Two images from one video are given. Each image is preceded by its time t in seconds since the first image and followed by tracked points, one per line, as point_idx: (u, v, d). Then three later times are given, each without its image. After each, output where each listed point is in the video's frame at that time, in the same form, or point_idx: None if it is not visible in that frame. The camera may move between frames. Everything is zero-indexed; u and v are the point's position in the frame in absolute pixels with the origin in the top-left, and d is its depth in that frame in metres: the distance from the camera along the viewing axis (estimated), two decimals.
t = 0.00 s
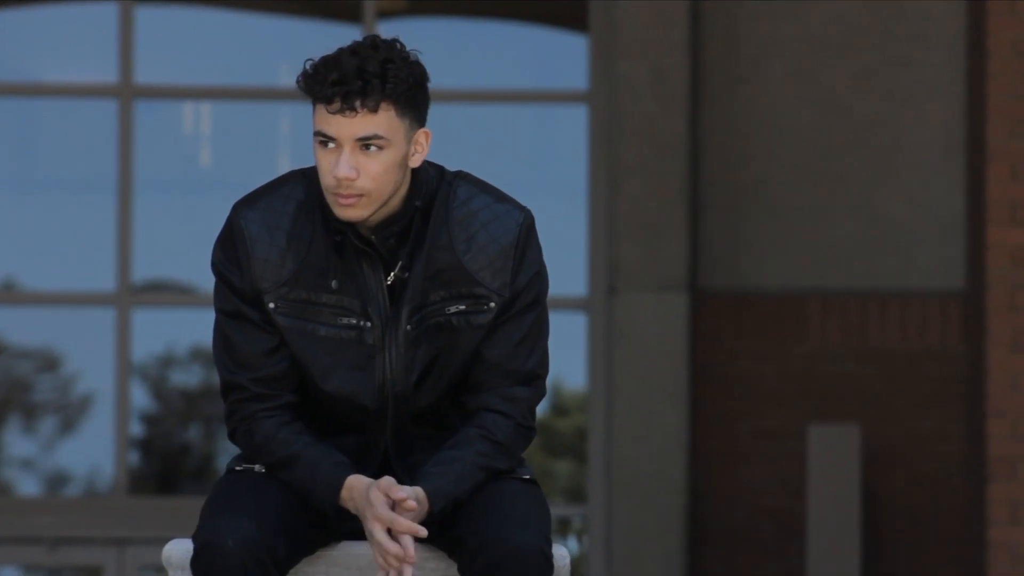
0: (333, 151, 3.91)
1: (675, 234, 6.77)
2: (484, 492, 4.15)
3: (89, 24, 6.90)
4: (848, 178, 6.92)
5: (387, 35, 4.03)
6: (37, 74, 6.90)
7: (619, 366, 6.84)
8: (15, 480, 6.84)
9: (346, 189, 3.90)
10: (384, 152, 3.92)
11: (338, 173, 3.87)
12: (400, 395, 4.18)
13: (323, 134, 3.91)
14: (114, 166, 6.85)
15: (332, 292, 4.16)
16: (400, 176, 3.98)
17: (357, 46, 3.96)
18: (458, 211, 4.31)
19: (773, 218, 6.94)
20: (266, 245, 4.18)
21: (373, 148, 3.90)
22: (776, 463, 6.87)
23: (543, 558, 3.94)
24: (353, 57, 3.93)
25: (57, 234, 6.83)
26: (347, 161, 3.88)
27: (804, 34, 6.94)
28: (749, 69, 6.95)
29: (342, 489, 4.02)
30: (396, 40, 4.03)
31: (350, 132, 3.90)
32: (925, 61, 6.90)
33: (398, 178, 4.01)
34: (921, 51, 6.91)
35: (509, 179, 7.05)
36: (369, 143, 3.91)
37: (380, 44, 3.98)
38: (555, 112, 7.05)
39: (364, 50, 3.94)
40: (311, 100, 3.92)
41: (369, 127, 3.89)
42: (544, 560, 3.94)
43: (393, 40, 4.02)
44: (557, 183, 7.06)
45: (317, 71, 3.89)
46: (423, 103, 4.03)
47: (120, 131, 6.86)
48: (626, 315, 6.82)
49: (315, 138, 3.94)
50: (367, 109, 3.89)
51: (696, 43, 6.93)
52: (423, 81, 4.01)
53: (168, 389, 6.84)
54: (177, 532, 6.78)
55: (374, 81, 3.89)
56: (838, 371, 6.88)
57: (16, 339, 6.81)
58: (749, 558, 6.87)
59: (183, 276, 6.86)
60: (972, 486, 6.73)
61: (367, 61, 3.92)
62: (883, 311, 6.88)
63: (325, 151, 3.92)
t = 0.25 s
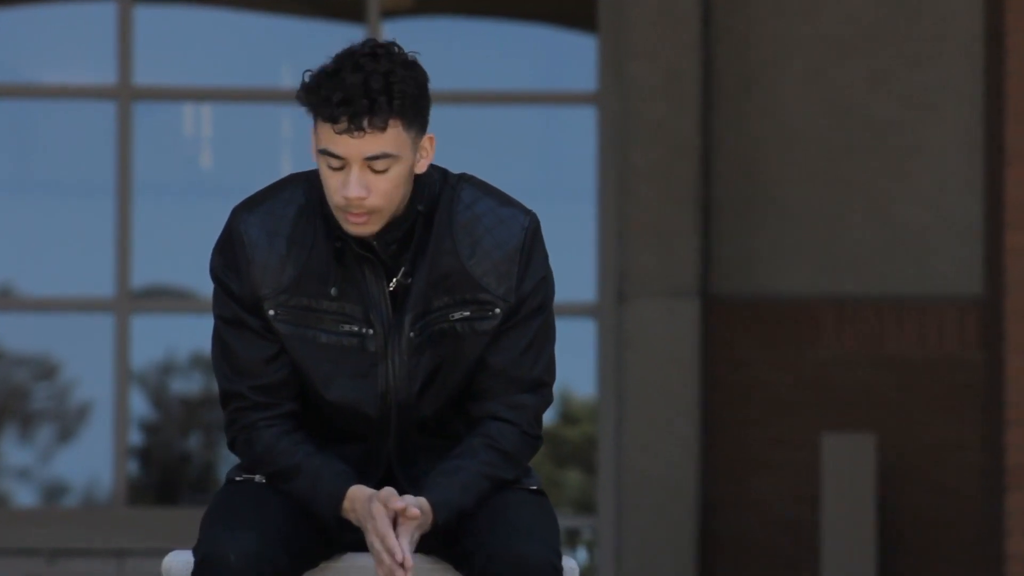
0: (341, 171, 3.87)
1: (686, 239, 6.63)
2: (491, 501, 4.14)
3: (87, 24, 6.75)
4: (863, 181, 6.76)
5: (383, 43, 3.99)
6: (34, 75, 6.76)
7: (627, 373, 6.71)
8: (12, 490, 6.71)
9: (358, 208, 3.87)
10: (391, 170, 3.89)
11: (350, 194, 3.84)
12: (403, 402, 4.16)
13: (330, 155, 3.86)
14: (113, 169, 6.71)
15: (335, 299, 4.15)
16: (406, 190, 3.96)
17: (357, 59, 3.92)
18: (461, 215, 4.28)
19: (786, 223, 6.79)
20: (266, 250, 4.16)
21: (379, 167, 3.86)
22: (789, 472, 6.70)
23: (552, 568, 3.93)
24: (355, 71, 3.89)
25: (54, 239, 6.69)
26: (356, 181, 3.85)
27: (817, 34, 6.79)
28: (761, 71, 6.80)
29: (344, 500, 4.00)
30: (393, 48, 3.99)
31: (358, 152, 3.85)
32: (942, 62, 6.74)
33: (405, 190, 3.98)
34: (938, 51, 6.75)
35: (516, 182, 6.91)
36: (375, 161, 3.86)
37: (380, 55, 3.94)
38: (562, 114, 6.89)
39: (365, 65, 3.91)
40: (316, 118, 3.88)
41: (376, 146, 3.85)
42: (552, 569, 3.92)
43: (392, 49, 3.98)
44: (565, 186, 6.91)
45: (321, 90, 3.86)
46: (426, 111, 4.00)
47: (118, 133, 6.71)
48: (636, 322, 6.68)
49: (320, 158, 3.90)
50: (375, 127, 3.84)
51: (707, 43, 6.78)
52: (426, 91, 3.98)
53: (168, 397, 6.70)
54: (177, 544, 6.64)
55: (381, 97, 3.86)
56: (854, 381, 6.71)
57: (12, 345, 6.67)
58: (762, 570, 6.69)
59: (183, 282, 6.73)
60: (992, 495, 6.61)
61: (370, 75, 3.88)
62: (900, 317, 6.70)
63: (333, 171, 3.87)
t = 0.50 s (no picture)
0: (360, 218, 3.69)
1: (698, 244, 6.47)
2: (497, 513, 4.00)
3: (85, 24, 6.60)
4: (880, 185, 6.60)
5: (382, 77, 3.72)
6: (31, 77, 6.61)
7: (638, 381, 6.54)
8: (9, 500, 6.57)
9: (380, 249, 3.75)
10: (410, 207, 3.72)
11: (371, 241, 3.71)
12: (406, 411, 4.01)
13: (346, 206, 3.68)
14: (111, 173, 6.56)
15: (336, 305, 4.00)
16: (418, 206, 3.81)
17: (362, 108, 3.66)
18: (465, 218, 4.10)
19: (800, 227, 6.63)
20: (265, 255, 4.01)
21: (398, 211, 3.69)
22: (805, 483, 6.56)
23: None
24: (364, 124, 3.64)
25: (52, 244, 6.55)
26: (377, 227, 3.70)
27: (832, 34, 6.63)
28: (774, 71, 6.63)
29: (341, 514, 3.84)
30: (393, 78, 3.73)
31: (376, 203, 3.66)
32: (960, 63, 6.59)
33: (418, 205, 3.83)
34: (956, 52, 6.60)
35: (524, 186, 6.75)
36: (394, 206, 3.69)
37: (384, 98, 3.68)
38: (571, 116, 6.74)
39: (373, 116, 3.65)
40: (329, 177, 3.65)
41: (395, 197, 3.66)
42: None
43: (393, 85, 3.72)
44: (574, 189, 6.75)
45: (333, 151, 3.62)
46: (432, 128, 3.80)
47: (117, 135, 6.56)
48: (645, 330, 6.50)
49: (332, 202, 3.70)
50: (393, 183, 3.64)
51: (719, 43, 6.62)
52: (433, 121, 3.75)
53: (168, 406, 6.56)
54: (177, 555, 6.49)
55: (395, 153, 3.63)
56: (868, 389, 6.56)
57: (9, 353, 6.53)
58: None
59: (183, 287, 6.59)
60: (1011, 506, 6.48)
61: (381, 131, 3.63)
62: (917, 325, 6.56)
63: (349, 216, 3.70)
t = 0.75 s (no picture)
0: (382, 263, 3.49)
1: (711, 250, 6.32)
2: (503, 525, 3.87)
3: (84, 24, 6.45)
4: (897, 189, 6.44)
5: (402, 126, 3.48)
6: (28, 77, 6.47)
7: (650, 390, 6.37)
8: (5, 511, 6.42)
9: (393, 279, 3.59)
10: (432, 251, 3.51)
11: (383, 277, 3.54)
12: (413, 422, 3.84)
13: (360, 250, 3.47)
14: (110, 176, 6.41)
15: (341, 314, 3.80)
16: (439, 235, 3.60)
17: (381, 163, 3.41)
18: (476, 222, 3.89)
19: (815, 231, 6.46)
20: (269, 260, 3.81)
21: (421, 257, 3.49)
22: (819, 494, 6.41)
23: None
24: (385, 181, 3.39)
25: (49, 250, 6.40)
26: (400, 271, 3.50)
27: (848, 33, 6.47)
28: (789, 72, 6.47)
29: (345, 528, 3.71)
30: (412, 127, 3.48)
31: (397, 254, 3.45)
32: (978, 63, 6.44)
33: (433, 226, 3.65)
34: (974, 52, 6.45)
35: (532, 189, 6.61)
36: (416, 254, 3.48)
37: (404, 152, 3.43)
38: (579, 118, 6.59)
39: (393, 172, 3.40)
40: (348, 231, 3.43)
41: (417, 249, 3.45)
42: None
43: (413, 136, 3.47)
44: (583, 193, 6.61)
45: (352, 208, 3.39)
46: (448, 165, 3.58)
47: (115, 138, 6.41)
48: (657, 337, 6.36)
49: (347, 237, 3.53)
50: (411, 242, 3.41)
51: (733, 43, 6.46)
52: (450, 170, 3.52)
53: (168, 415, 6.41)
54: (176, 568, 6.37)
55: (416, 212, 3.39)
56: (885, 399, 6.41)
57: (5, 360, 6.38)
58: None
59: (181, 292, 6.44)
60: None
61: (403, 189, 3.39)
62: (935, 332, 6.41)
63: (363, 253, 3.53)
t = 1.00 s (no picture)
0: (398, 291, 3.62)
1: (723, 255, 6.16)
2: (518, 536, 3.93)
3: (80, 24, 6.31)
4: (914, 192, 6.29)
5: (419, 162, 3.59)
6: (24, 78, 6.32)
7: (663, 401, 6.22)
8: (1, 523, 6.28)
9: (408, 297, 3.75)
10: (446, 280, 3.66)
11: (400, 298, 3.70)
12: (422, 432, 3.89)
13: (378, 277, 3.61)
14: (108, 180, 6.27)
15: (349, 326, 3.85)
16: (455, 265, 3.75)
17: (399, 200, 3.51)
18: (488, 230, 3.94)
19: (830, 236, 6.31)
20: (275, 268, 3.85)
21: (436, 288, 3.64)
22: (835, 506, 6.24)
23: None
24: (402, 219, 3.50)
25: (46, 255, 6.26)
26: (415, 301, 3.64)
27: (866, 33, 6.29)
28: (804, 73, 6.30)
29: (361, 535, 3.77)
30: (429, 163, 3.60)
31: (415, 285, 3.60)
32: (996, 63, 6.27)
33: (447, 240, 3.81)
34: (993, 51, 6.28)
35: (541, 193, 6.44)
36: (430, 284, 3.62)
37: (421, 188, 3.54)
38: (588, 120, 6.43)
39: (411, 211, 3.50)
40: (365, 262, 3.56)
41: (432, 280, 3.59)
42: None
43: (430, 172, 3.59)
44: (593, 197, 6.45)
45: (369, 243, 3.51)
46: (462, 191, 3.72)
47: (114, 141, 6.27)
48: (669, 345, 6.21)
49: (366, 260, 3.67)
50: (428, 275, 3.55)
51: (746, 41, 6.29)
52: (465, 201, 3.65)
53: (168, 424, 6.27)
54: None
55: (433, 248, 3.52)
56: (903, 407, 6.24)
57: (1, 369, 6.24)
58: None
59: (181, 299, 6.30)
60: None
61: (419, 226, 3.50)
62: (955, 339, 6.22)
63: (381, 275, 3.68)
